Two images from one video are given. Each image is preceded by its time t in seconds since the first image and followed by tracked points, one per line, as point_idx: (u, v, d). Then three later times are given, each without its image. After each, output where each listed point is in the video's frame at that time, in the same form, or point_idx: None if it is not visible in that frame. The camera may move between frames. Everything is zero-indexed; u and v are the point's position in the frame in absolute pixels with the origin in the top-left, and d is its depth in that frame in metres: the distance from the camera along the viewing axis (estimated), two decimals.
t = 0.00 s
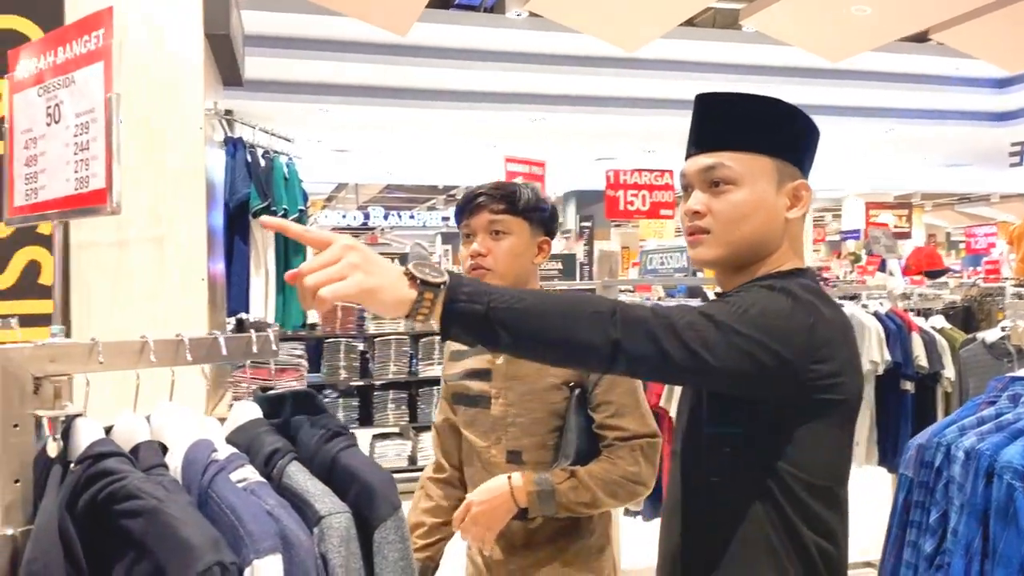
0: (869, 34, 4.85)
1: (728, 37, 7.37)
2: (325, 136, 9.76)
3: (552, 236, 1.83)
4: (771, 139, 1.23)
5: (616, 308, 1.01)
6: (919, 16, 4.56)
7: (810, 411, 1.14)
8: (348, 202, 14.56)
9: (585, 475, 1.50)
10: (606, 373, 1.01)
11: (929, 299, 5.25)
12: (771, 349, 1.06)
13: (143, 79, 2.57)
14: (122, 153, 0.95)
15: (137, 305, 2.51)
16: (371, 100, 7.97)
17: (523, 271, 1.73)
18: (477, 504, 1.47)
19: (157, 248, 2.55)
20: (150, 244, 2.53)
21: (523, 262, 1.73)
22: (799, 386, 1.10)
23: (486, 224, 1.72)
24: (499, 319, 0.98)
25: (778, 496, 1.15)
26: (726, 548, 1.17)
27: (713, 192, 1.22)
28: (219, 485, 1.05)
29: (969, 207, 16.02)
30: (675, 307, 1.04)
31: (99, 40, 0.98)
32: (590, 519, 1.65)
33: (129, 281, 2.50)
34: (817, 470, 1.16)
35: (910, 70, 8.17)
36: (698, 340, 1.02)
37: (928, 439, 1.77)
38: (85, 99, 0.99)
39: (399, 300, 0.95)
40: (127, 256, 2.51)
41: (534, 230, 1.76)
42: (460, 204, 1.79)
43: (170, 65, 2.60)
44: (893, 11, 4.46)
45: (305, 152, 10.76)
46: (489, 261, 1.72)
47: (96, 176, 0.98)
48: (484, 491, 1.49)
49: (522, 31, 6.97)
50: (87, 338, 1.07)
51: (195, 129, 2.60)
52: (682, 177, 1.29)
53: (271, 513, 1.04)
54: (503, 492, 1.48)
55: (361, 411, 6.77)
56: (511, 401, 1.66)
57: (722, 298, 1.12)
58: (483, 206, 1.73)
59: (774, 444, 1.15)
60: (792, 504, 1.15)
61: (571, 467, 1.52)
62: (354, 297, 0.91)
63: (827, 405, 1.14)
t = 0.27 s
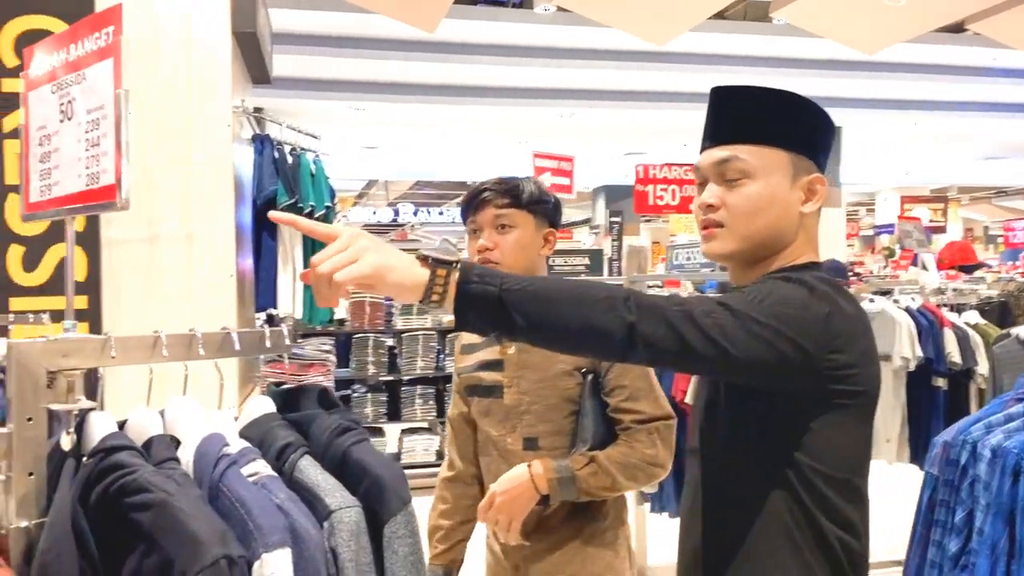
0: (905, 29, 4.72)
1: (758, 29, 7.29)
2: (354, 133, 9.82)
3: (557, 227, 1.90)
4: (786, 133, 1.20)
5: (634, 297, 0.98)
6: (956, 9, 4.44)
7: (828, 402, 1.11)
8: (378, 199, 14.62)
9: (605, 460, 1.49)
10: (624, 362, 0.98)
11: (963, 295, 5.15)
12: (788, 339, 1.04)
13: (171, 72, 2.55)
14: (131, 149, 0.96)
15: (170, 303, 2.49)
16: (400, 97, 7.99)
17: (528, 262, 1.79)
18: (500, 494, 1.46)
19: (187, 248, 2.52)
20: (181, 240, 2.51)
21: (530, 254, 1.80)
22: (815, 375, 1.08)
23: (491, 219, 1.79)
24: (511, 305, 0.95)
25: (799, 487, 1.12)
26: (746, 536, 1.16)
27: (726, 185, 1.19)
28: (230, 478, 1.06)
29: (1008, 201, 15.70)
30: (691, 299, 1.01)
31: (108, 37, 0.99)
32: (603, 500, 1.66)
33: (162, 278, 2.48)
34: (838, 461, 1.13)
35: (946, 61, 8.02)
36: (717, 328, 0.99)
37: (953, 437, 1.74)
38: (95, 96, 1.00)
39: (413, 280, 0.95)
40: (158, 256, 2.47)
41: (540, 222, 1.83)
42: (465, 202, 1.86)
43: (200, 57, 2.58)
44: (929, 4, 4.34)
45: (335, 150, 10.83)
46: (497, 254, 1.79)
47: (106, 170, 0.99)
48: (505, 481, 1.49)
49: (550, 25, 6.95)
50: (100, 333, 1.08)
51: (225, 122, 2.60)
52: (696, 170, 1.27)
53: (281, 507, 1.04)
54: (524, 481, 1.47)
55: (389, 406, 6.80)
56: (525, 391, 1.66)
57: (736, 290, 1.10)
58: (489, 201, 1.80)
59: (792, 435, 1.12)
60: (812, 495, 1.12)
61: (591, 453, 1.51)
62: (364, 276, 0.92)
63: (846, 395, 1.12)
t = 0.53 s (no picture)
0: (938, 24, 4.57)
1: (788, 23, 7.19)
2: (381, 131, 9.85)
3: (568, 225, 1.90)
4: (792, 129, 1.20)
5: (637, 289, 0.97)
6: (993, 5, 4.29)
7: (834, 396, 1.10)
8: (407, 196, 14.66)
9: (617, 453, 1.48)
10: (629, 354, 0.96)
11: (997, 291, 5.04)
12: (794, 332, 1.03)
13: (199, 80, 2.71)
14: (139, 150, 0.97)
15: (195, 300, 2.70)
16: (427, 94, 8.01)
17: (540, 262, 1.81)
18: (511, 488, 1.47)
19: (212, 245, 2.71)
20: (208, 240, 2.71)
21: (540, 254, 1.81)
22: (820, 369, 1.07)
23: (503, 220, 1.79)
24: (513, 295, 0.94)
25: (807, 481, 1.11)
26: (755, 530, 1.15)
27: (732, 180, 1.19)
28: (239, 476, 1.06)
29: None
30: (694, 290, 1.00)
31: (117, 39, 1.00)
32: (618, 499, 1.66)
33: (187, 278, 2.69)
34: (847, 456, 1.12)
35: (981, 53, 7.85)
36: (724, 320, 0.98)
37: (977, 437, 1.72)
38: (104, 98, 1.01)
39: (415, 268, 0.96)
40: (187, 254, 2.69)
41: (551, 222, 1.84)
42: (477, 203, 1.85)
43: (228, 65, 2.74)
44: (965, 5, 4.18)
45: (364, 147, 10.88)
46: (508, 255, 1.80)
47: (115, 171, 1.00)
48: (517, 475, 1.49)
49: (576, 21, 6.91)
50: (112, 331, 1.09)
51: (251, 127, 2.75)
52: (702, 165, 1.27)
53: (289, 505, 1.05)
54: (536, 476, 1.47)
55: (415, 401, 6.82)
56: (537, 387, 1.66)
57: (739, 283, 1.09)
58: (500, 203, 1.80)
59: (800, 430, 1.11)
60: (819, 490, 1.11)
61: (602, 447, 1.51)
62: (366, 263, 0.93)
63: (853, 389, 1.10)
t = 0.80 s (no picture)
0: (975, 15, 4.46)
1: (815, 17, 7.12)
2: (406, 129, 9.90)
3: (577, 225, 1.97)
4: (792, 125, 1.19)
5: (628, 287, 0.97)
6: None
7: (828, 396, 1.08)
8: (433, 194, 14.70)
9: (623, 443, 1.48)
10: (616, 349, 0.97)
11: None
12: (786, 329, 1.02)
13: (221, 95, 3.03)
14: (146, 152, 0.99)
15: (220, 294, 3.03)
16: (451, 92, 8.04)
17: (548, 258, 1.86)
18: (516, 477, 1.47)
19: (236, 242, 3.03)
20: (232, 239, 3.03)
21: (550, 251, 1.87)
22: (813, 368, 1.06)
23: (514, 217, 1.86)
24: (503, 290, 0.94)
25: (802, 482, 1.10)
26: (750, 530, 1.14)
27: (730, 176, 1.18)
28: (246, 473, 1.07)
29: None
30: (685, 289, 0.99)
31: (126, 40, 1.01)
32: (633, 492, 1.65)
33: (213, 276, 3.02)
34: (842, 457, 1.10)
35: (1014, 46, 7.71)
36: (714, 317, 0.98)
37: (997, 437, 1.72)
38: (113, 100, 1.03)
39: (402, 262, 0.96)
40: (212, 250, 3.01)
41: (561, 219, 1.90)
42: (489, 202, 1.92)
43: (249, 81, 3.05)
44: None
45: (389, 146, 10.94)
46: (519, 251, 1.86)
47: (123, 172, 1.01)
48: (523, 465, 1.50)
49: (600, 17, 6.89)
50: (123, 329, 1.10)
51: (273, 137, 3.08)
52: (702, 162, 1.26)
53: (296, 502, 1.06)
54: (542, 465, 1.48)
55: (439, 399, 6.85)
56: (545, 382, 1.68)
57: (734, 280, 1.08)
58: (510, 200, 1.86)
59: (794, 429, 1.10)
60: (813, 491, 1.10)
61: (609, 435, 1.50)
62: (352, 260, 0.93)
63: (847, 390, 1.09)
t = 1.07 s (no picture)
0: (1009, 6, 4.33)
1: (841, 11, 7.04)
2: (430, 128, 9.93)
3: (586, 223, 2.16)
4: (781, 123, 1.18)
5: (608, 289, 0.98)
6: None
7: (812, 402, 1.08)
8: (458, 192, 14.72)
9: (628, 443, 1.52)
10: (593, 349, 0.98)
11: None
12: (771, 337, 1.02)
13: (241, 96, 3.13)
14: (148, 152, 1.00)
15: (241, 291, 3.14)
16: (474, 90, 8.05)
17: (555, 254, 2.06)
18: (526, 478, 1.53)
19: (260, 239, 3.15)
20: (255, 237, 3.15)
21: (557, 249, 2.08)
22: (795, 374, 1.05)
23: (522, 218, 2.07)
24: (481, 288, 0.96)
25: (783, 487, 1.10)
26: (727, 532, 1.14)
27: (718, 175, 1.17)
28: (249, 471, 1.09)
29: None
30: (664, 291, 1.00)
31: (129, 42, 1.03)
32: (640, 489, 1.68)
33: (236, 275, 3.13)
34: (824, 463, 1.10)
35: None
36: (694, 321, 0.98)
37: (1013, 437, 1.71)
38: (116, 102, 1.04)
39: (380, 258, 0.97)
40: (234, 248, 3.11)
41: (567, 218, 2.10)
42: (499, 203, 2.13)
43: (268, 81, 3.16)
44: None
45: (413, 144, 10.99)
46: (528, 250, 2.07)
47: (128, 171, 1.03)
48: (531, 465, 1.55)
49: (623, 14, 6.85)
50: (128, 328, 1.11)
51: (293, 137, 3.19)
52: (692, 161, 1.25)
53: (298, 500, 1.07)
54: (548, 465, 1.53)
55: (461, 397, 6.86)
56: (554, 379, 1.70)
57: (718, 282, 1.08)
58: (518, 202, 2.08)
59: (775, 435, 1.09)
60: (792, 495, 1.09)
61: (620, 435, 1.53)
62: (333, 256, 0.94)
63: (832, 396, 1.09)
